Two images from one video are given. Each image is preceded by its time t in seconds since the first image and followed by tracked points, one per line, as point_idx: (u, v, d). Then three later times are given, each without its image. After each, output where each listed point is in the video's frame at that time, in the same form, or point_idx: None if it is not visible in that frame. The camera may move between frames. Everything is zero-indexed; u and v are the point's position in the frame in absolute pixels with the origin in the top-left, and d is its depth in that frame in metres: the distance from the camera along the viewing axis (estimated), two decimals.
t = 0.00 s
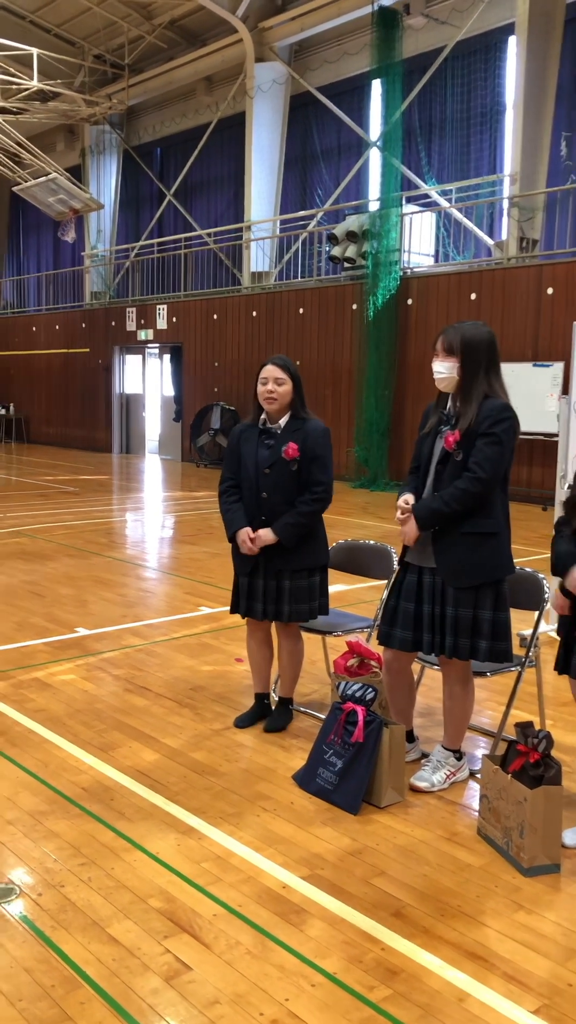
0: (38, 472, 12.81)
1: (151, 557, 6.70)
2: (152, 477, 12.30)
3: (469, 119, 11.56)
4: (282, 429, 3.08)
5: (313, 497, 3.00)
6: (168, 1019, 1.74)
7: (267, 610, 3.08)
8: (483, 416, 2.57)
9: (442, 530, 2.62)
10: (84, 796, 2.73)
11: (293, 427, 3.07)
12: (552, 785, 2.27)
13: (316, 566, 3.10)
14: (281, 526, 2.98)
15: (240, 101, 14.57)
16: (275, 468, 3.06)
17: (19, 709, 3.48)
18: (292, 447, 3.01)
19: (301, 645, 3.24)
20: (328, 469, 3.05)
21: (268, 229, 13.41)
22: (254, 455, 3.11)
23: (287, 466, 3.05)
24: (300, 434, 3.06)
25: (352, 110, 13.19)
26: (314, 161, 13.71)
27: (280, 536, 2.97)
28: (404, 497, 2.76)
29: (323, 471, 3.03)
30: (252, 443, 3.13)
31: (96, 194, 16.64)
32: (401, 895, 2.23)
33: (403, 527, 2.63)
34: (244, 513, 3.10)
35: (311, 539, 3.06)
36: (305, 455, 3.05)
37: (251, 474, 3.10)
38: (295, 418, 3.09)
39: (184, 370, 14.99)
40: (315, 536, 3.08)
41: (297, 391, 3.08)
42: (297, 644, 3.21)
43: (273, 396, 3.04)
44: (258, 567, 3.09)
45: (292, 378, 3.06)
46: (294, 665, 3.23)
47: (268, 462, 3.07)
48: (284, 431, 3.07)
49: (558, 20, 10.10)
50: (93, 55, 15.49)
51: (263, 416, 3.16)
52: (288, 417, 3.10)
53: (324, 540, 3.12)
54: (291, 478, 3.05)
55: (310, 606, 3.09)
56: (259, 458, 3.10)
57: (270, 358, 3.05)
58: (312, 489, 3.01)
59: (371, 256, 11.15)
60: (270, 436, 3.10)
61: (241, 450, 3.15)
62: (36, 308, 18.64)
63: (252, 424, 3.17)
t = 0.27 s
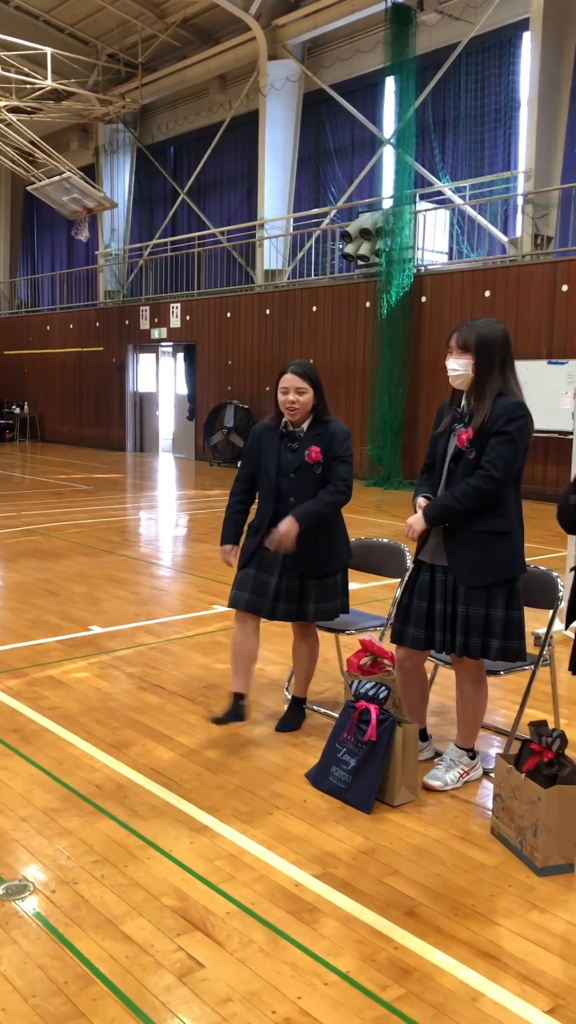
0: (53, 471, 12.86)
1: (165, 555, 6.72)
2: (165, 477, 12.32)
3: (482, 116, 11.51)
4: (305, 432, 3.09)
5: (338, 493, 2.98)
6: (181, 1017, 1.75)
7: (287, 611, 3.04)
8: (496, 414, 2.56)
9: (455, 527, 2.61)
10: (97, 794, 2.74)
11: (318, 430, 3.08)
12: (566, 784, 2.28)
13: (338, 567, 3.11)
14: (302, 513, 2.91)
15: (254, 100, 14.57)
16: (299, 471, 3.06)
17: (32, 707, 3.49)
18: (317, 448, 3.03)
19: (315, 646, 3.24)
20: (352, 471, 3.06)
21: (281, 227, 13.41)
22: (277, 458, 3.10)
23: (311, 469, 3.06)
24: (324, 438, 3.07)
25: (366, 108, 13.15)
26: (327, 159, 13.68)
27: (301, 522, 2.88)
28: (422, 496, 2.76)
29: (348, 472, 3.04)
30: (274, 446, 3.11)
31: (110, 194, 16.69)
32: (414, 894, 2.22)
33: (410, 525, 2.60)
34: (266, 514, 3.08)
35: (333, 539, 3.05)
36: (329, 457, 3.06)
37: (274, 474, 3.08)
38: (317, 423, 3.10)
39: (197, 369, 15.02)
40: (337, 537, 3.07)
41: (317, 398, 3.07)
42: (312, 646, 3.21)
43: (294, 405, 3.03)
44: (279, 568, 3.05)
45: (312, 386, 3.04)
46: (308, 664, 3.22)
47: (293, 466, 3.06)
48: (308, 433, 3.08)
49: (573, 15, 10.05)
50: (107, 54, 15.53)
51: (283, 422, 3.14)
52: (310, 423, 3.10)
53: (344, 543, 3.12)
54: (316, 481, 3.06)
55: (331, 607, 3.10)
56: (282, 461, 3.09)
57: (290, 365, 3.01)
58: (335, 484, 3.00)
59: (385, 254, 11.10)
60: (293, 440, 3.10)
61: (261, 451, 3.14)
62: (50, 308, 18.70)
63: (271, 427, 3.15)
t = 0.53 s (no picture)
0: (75, 465, 12.94)
1: (187, 549, 6.74)
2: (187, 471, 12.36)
3: (505, 107, 11.41)
4: (328, 423, 3.08)
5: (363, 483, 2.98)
6: (203, 1007, 1.75)
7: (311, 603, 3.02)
8: (517, 406, 2.54)
9: (475, 520, 2.60)
10: (120, 785, 2.75)
11: (341, 420, 3.07)
12: None
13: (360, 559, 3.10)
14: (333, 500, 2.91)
15: (275, 93, 14.53)
16: (323, 462, 3.05)
17: (56, 698, 3.52)
18: (340, 439, 3.02)
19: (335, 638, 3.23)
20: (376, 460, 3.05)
21: (302, 220, 13.38)
22: (300, 450, 3.10)
23: (335, 460, 3.05)
24: (347, 428, 3.07)
25: (388, 100, 13.07)
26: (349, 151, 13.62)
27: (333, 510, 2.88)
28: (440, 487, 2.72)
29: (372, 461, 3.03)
30: (297, 436, 3.11)
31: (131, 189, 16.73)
32: (435, 888, 2.22)
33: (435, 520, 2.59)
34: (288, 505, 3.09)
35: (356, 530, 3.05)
36: (353, 448, 3.06)
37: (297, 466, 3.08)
38: (341, 413, 3.09)
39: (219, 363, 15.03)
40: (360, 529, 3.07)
41: (342, 384, 3.06)
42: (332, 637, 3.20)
43: (318, 390, 3.02)
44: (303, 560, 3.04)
45: (337, 372, 3.03)
46: (328, 656, 3.22)
47: (316, 457, 3.06)
48: (331, 424, 3.07)
49: None
50: (128, 49, 15.56)
51: (307, 409, 3.14)
52: (334, 411, 3.10)
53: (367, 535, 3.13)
54: (339, 472, 3.05)
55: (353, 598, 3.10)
56: (305, 454, 3.09)
57: (314, 351, 3.02)
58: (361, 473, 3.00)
59: (406, 247, 11.06)
60: (316, 430, 3.09)
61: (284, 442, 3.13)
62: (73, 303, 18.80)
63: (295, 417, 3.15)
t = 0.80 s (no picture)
0: (126, 457, 13.08)
1: (236, 539, 6.77)
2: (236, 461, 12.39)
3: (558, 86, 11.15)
4: (373, 410, 3.04)
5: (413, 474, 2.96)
6: (255, 995, 1.76)
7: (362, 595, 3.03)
8: (572, 391, 2.49)
9: (532, 509, 2.55)
10: (171, 774, 2.78)
11: (385, 407, 3.03)
12: None
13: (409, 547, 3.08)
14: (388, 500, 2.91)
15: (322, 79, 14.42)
16: (368, 450, 3.02)
17: (108, 688, 3.56)
18: (385, 428, 2.98)
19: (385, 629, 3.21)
20: (424, 448, 3.02)
21: (350, 207, 13.27)
22: (344, 439, 3.07)
23: (381, 448, 3.01)
24: (393, 415, 3.02)
25: (437, 83, 12.86)
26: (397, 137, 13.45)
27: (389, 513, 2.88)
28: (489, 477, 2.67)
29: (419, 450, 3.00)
30: (341, 426, 3.08)
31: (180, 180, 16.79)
32: (488, 880, 2.19)
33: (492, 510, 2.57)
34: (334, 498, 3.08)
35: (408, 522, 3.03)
36: (399, 435, 3.02)
37: (342, 456, 3.06)
38: (385, 399, 3.04)
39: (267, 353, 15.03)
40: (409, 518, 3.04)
41: (385, 370, 3.02)
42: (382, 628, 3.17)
43: (362, 375, 2.98)
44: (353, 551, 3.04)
45: (380, 357, 3.00)
46: (379, 647, 3.20)
47: (361, 446, 3.02)
48: (376, 411, 3.03)
49: None
50: (175, 40, 15.58)
51: (350, 399, 3.10)
52: (378, 399, 3.05)
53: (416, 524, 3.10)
54: (386, 460, 3.02)
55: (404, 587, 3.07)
56: (350, 442, 3.06)
57: (357, 337, 3.00)
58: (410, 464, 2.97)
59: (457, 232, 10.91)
60: (361, 419, 3.06)
61: (328, 433, 3.11)
62: (122, 295, 18.96)
63: (339, 406, 3.12)
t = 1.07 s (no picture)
0: (142, 451, 13.13)
1: (251, 531, 6.77)
2: (250, 454, 12.37)
3: (572, 74, 11.03)
4: (377, 400, 3.02)
5: (418, 468, 2.96)
6: (267, 987, 1.76)
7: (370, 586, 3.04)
8: None
9: (555, 502, 2.52)
10: (185, 766, 2.78)
11: (390, 398, 3.02)
12: None
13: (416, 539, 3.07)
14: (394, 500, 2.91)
15: (335, 70, 14.32)
16: (372, 441, 3.01)
17: (122, 680, 3.57)
18: (390, 419, 2.97)
19: (397, 621, 3.20)
20: (429, 439, 3.01)
21: (363, 198, 13.21)
22: (349, 429, 3.05)
23: (385, 438, 3.00)
24: (397, 406, 3.01)
25: (450, 72, 12.76)
26: (410, 127, 13.35)
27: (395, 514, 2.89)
28: (508, 474, 2.63)
29: (425, 442, 2.98)
30: (346, 417, 3.07)
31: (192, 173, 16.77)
32: (502, 872, 2.18)
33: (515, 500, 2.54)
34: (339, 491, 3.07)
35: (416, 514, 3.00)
36: (404, 426, 3.00)
37: (346, 447, 3.04)
38: (390, 389, 3.04)
39: (281, 346, 15.01)
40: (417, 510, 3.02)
41: (390, 360, 3.02)
42: (393, 620, 3.16)
43: (366, 364, 2.98)
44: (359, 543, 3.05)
45: (385, 346, 3.00)
46: (390, 639, 3.19)
47: (365, 436, 3.01)
48: (380, 402, 3.01)
49: None
50: (187, 32, 15.54)
51: (355, 390, 3.09)
52: (382, 389, 3.04)
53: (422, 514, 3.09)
54: (390, 451, 3.01)
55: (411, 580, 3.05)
56: (355, 433, 3.04)
57: (362, 326, 3.00)
58: (416, 459, 2.97)
59: (470, 222, 10.84)
60: (365, 409, 3.03)
61: (333, 423, 3.10)
62: (136, 289, 18.97)
63: (344, 396, 3.11)
